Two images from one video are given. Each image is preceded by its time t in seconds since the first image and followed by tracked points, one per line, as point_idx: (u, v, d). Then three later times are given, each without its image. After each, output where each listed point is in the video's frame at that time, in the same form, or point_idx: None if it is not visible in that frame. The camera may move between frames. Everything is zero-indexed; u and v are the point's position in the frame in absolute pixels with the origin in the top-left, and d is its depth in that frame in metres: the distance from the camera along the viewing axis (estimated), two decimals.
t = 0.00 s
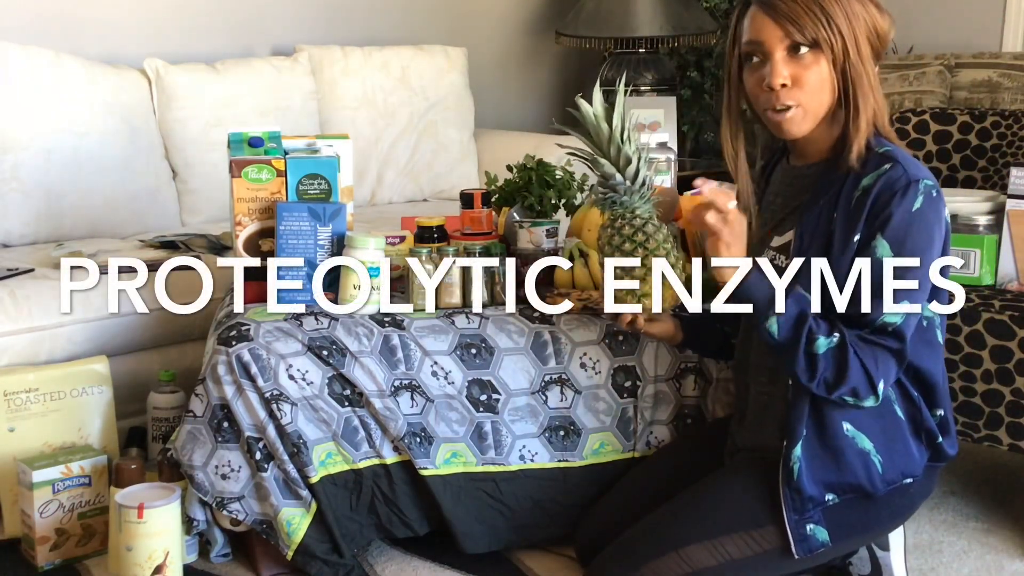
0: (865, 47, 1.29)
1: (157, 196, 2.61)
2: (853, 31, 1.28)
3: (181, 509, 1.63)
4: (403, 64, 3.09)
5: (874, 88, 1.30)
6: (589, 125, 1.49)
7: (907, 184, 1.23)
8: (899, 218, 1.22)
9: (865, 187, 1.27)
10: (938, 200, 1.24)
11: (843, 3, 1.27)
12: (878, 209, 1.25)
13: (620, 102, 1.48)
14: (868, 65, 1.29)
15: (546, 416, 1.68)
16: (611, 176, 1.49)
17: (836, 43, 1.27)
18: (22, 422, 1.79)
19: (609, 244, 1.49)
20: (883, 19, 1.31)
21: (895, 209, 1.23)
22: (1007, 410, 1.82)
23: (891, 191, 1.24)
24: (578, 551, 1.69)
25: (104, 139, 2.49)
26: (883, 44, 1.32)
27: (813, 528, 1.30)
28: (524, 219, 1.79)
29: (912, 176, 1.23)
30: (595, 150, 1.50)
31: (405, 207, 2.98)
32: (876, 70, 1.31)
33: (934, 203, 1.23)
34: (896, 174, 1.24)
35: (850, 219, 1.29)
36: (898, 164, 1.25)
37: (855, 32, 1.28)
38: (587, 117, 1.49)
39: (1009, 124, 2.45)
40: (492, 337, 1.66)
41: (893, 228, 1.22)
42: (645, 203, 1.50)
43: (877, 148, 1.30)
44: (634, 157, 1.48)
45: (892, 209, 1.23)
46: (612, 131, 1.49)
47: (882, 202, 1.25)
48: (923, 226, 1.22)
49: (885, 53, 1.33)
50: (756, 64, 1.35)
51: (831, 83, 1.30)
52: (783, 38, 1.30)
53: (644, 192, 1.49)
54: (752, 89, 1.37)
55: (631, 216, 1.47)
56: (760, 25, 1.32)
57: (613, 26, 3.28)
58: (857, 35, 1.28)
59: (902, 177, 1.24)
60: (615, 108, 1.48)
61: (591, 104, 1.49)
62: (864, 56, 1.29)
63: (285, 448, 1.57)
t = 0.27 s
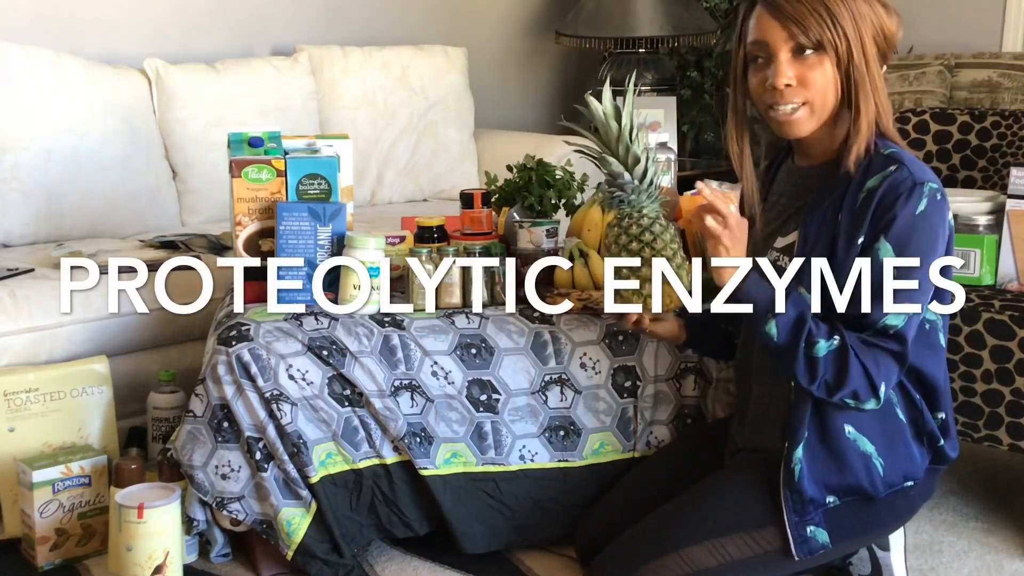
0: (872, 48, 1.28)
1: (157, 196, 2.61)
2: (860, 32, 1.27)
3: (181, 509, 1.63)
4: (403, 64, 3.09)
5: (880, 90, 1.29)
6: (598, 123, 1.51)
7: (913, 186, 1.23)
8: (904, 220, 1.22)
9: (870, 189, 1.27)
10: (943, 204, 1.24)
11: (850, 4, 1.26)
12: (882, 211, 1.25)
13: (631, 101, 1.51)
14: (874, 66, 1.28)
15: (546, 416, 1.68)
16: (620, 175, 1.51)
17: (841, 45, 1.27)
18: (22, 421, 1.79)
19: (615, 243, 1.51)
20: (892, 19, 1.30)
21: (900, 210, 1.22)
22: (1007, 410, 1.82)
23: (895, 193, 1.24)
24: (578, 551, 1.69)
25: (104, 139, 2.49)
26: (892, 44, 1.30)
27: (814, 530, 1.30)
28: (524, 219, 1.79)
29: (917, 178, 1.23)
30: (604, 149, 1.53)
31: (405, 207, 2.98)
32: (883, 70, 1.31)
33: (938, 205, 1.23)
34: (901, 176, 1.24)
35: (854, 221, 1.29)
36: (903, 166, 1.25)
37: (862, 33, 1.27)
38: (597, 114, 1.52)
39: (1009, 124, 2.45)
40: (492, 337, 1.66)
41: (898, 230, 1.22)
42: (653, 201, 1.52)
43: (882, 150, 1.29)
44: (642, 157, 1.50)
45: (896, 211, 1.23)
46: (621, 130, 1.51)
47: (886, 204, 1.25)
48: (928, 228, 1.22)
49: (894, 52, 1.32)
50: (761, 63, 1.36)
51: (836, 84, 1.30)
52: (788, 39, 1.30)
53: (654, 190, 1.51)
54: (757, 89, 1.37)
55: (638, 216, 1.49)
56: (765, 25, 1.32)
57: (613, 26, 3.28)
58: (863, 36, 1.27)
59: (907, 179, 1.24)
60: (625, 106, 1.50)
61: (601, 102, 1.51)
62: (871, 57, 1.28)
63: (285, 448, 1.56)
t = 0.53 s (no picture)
0: (868, 51, 1.28)
1: (157, 196, 2.61)
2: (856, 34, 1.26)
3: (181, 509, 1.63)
4: (403, 64, 3.09)
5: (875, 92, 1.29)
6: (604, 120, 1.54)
7: (909, 189, 1.22)
8: (901, 223, 1.22)
9: (866, 192, 1.26)
10: (940, 206, 1.23)
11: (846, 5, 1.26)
12: (878, 214, 1.24)
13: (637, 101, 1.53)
14: (869, 68, 1.28)
15: (546, 415, 1.68)
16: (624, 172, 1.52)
17: (837, 47, 1.27)
18: (22, 421, 1.79)
19: (615, 243, 1.51)
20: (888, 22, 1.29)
21: (897, 213, 1.22)
22: (1007, 410, 1.82)
23: (892, 196, 1.23)
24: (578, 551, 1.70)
25: (104, 139, 2.49)
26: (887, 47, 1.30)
27: (817, 534, 1.30)
28: (524, 220, 1.79)
29: (913, 180, 1.23)
30: (608, 148, 1.55)
31: (405, 207, 2.98)
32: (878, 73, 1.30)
33: (935, 207, 1.23)
34: (897, 179, 1.23)
35: (852, 225, 1.28)
36: (899, 168, 1.24)
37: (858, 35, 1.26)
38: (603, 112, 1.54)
39: (1009, 124, 2.45)
40: (492, 337, 1.66)
41: (895, 233, 1.22)
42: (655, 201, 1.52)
43: (878, 152, 1.29)
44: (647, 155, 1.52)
45: (893, 214, 1.22)
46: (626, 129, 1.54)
47: (883, 207, 1.24)
48: (925, 230, 1.22)
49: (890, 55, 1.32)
50: (758, 65, 1.35)
51: (832, 86, 1.29)
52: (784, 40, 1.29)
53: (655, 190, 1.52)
54: (754, 90, 1.37)
55: (639, 216, 1.49)
56: (762, 27, 1.32)
57: (613, 26, 3.28)
58: (860, 39, 1.27)
59: (903, 182, 1.23)
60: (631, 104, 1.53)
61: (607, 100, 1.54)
62: (866, 60, 1.28)
63: (285, 448, 1.57)
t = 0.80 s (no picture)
0: (855, 48, 1.29)
1: (157, 196, 2.61)
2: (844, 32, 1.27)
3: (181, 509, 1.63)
4: (403, 64, 3.09)
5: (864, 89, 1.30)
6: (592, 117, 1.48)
7: (896, 188, 1.22)
8: (888, 223, 1.21)
9: (855, 193, 1.26)
10: (929, 204, 1.23)
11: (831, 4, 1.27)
12: (868, 213, 1.24)
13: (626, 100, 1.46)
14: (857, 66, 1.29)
15: (546, 415, 1.68)
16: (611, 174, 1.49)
17: (827, 45, 1.27)
18: (22, 421, 1.79)
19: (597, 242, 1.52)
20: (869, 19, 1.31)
21: (884, 214, 1.22)
22: (1007, 410, 1.82)
23: (879, 196, 1.23)
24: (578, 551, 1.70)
25: (104, 139, 2.49)
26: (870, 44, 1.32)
27: (816, 536, 1.30)
28: (524, 219, 1.78)
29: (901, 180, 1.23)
30: (596, 148, 1.50)
31: (405, 207, 2.98)
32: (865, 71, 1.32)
33: (923, 206, 1.22)
34: (884, 179, 1.24)
35: (844, 226, 1.28)
36: (886, 167, 1.25)
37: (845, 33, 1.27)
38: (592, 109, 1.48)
39: (1009, 124, 2.45)
40: (492, 337, 1.66)
41: (883, 233, 1.21)
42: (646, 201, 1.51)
43: (866, 151, 1.29)
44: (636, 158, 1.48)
45: (881, 213, 1.22)
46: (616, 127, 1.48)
47: (871, 208, 1.24)
48: (913, 230, 1.21)
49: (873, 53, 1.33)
50: (747, 69, 1.35)
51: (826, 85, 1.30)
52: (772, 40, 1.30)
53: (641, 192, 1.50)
54: (744, 95, 1.36)
55: (621, 218, 1.49)
56: (749, 31, 1.32)
57: (613, 25, 3.28)
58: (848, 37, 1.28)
59: (890, 182, 1.23)
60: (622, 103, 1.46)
61: (598, 97, 1.48)
62: (854, 57, 1.29)
63: (285, 448, 1.56)
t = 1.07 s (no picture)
0: (842, 49, 1.29)
1: (157, 196, 2.61)
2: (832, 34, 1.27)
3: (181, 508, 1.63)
4: (404, 64, 3.09)
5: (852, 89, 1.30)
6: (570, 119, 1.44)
7: (879, 191, 1.21)
8: (870, 226, 1.20)
9: (841, 196, 1.25)
10: (913, 207, 1.21)
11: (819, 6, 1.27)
12: (851, 216, 1.23)
13: (603, 99, 1.42)
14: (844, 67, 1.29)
15: (546, 415, 1.68)
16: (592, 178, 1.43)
17: (818, 48, 1.27)
18: (22, 422, 1.79)
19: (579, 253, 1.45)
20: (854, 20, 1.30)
21: (867, 216, 1.21)
22: (1007, 410, 1.82)
23: (863, 199, 1.22)
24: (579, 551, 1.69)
25: (104, 139, 2.49)
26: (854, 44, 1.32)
27: (814, 540, 1.29)
28: (524, 220, 1.79)
29: (885, 183, 1.21)
30: (574, 151, 1.47)
31: (405, 207, 2.98)
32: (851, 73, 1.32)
33: (907, 209, 1.21)
34: (869, 181, 1.22)
35: (828, 229, 1.27)
36: (871, 170, 1.23)
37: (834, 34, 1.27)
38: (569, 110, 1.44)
39: (1009, 124, 2.45)
40: (492, 337, 1.66)
41: (864, 236, 1.20)
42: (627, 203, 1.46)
43: (852, 152, 1.28)
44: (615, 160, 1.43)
45: (864, 216, 1.21)
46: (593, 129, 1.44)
47: (855, 210, 1.23)
48: (896, 233, 1.20)
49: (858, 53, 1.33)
50: (738, 74, 1.34)
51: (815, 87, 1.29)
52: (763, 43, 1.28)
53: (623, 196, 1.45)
54: (734, 100, 1.35)
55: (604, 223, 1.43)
56: (738, 33, 1.31)
57: (613, 25, 3.28)
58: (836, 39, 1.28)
59: (874, 184, 1.22)
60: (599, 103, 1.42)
61: (574, 98, 1.43)
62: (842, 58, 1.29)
63: (285, 448, 1.57)
